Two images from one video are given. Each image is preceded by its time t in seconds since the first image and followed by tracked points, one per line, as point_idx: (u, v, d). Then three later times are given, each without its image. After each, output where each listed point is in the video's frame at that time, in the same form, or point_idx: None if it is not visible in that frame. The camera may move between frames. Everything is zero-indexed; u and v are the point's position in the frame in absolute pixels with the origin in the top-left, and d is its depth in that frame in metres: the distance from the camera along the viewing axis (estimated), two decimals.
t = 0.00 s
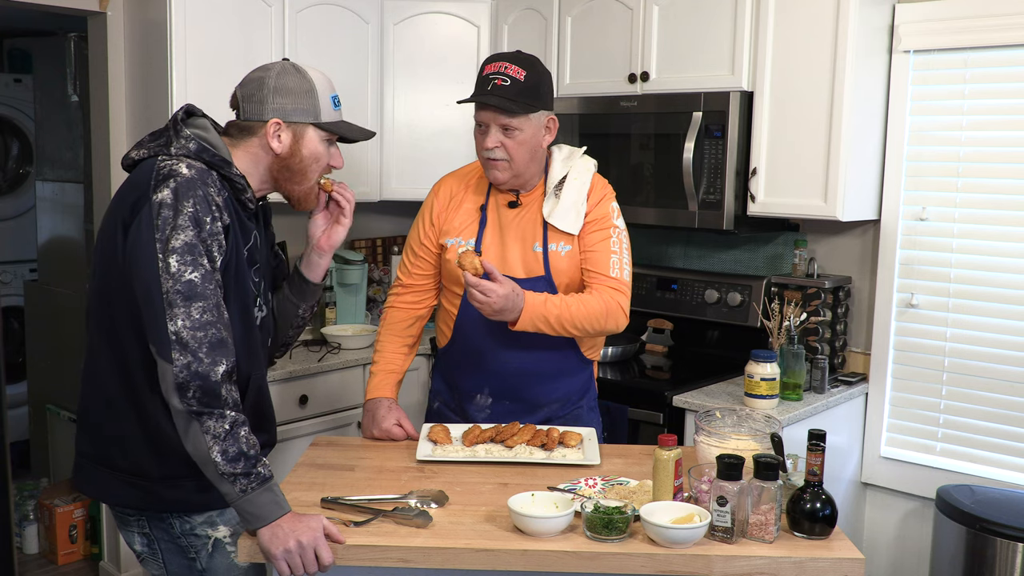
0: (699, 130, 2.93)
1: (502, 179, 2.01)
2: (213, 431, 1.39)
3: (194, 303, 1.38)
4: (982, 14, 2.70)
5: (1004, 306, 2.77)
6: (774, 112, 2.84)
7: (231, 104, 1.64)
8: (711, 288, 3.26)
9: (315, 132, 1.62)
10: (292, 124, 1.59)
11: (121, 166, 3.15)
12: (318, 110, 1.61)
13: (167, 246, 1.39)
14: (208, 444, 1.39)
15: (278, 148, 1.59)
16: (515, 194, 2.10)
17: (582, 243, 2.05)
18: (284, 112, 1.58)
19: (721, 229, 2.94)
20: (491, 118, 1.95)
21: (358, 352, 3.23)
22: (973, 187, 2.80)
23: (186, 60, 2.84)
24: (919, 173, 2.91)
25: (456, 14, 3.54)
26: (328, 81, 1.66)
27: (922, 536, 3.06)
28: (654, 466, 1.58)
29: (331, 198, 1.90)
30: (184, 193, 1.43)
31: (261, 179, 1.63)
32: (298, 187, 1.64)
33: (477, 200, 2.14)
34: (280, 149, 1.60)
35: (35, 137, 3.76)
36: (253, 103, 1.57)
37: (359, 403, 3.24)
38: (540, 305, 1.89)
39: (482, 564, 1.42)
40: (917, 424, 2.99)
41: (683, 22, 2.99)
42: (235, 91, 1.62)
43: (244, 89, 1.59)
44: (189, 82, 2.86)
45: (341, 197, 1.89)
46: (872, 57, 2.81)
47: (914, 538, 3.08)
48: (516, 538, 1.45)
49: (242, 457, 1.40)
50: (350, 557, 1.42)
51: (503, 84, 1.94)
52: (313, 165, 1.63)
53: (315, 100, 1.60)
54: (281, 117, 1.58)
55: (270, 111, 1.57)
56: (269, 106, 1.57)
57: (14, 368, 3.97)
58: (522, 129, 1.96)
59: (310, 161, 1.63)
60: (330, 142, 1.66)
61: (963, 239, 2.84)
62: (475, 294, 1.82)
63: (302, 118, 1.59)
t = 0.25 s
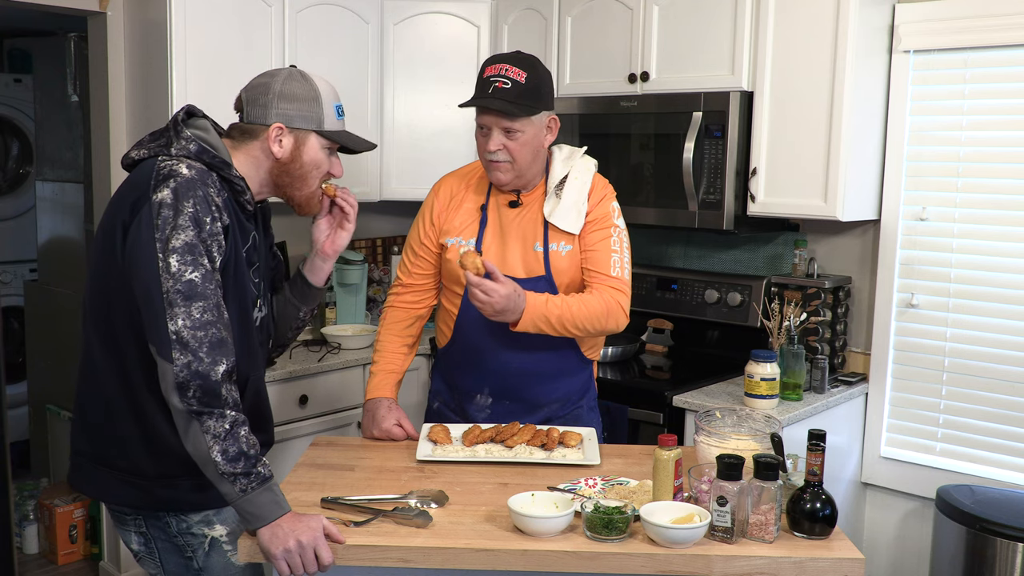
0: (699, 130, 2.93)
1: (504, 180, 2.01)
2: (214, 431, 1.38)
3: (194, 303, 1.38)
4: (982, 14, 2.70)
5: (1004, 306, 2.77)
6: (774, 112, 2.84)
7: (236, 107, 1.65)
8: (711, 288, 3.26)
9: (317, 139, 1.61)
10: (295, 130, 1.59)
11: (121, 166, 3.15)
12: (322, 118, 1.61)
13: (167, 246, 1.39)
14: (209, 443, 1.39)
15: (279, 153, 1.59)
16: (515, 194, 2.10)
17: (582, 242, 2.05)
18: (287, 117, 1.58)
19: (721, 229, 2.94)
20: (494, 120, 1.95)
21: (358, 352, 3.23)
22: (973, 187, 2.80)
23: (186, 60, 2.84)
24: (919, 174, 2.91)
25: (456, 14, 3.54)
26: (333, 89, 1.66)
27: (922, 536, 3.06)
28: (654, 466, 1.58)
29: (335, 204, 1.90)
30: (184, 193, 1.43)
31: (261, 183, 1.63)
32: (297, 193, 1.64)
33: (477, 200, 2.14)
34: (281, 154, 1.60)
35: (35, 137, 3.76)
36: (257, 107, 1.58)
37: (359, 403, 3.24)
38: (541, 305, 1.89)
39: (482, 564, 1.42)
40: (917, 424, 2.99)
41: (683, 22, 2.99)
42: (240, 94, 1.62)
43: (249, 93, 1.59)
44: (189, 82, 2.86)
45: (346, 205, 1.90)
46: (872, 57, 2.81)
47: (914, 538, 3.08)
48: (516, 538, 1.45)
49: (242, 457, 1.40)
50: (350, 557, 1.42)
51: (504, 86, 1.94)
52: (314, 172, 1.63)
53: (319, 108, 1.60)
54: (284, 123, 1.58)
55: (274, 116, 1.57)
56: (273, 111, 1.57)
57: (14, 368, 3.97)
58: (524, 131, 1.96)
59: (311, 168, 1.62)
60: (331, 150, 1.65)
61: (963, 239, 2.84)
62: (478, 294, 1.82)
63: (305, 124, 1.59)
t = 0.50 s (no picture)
0: (699, 130, 2.93)
1: (506, 180, 2.01)
2: (214, 430, 1.38)
3: (195, 302, 1.38)
4: (982, 14, 2.70)
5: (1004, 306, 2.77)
6: (774, 112, 2.84)
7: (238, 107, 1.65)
8: (711, 288, 3.26)
9: (319, 144, 1.62)
10: (298, 134, 1.59)
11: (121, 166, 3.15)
12: (325, 122, 1.62)
13: (168, 246, 1.39)
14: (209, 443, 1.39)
15: (281, 157, 1.60)
16: (516, 194, 2.10)
17: (583, 242, 2.05)
18: (291, 121, 1.58)
19: (721, 229, 2.94)
20: (495, 121, 1.95)
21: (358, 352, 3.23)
22: (973, 187, 2.80)
23: (186, 60, 2.84)
24: (919, 174, 2.91)
25: (456, 14, 3.54)
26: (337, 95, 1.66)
27: (922, 536, 3.06)
28: (654, 466, 1.58)
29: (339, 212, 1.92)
30: (186, 193, 1.43)
31: (262, 185, 1.63)
32: (297, 197, 1.64)
33: (478, 200, 2.14)
34: (283, 157, 1.60)
35: (36, 137, 3.76)
36: (261, 109, 1.57)
37: (359, 403, 3.24)
38: (545, 305, 1.89)
39: (482, 564, 1.42)
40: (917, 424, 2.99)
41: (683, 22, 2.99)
42: (244, 95, 1.62)
43: (254, 94, 1.59)
44: (189, 82, 2.86)
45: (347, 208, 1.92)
46: (872, 57, 2.81)
47: (914, 538, 3.08)
48: (516, 538, 1.45)
49: (242, 457, 1.40)
50: (350, 557, 1.42)
51: (505, 87, 1.94)
52: (314, 176, 1.63)
53: (323, 112, 1.61)
54: (288, 126, 1.58)
55: (278, 119, 1.57)
56: (277, 114, 1.57)
57: (14, 368, 3.97)
58: (525, 131, 1.96)
59: (313, 172, 1.63)
60: (332, 155, 1.66)
61: (963, 239, 2.84)
62: (480, 294, 1.82)
63: (309, 128, 1.60)
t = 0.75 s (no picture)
0: (699, 130, 2.93)
1: (509, 179, 2.01)
2: (214, 430, 1.38)
3: (195, 302, 1.38)
4: (982, 14, 2.70)
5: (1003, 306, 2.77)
6: (774, 112, 2.84)
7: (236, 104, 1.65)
8: (711, 288, 3.26)
9: (319, 140, 1.62)
10: (297, 130, 1.60)
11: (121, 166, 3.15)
12: (323, 118, 1.62)
13: (168, 245, 1.39)
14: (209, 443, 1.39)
15: (281, 154, 1.60)
16: (516, 194, 2.10)
17: (584, 242, 2.05)
18: (289, 117, 1.58)
19: (721, 229, 2.94)
20: (498, 119, 1.95)
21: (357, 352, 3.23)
22: (973, 187, 2.80)
23: (186, 60, 2.84)
24: (919, 173, 2.91)
25: (456, 14, 3.54)
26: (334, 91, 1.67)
27: (922, 536, 3.06)
28: (654, 466, 1.58)
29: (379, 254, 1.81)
30: (186, 194, 1.43)
31: (262, 182, 1.63)
32: (297, 193, 1.64)
33: (478, 200, 2.13)
34: (283, 154, 1.60)
35: (36, 137, 3.76)
36: (259, 105, 1.58)
37: (359, 403, 3.24)
38: (545, 304, 1.89)
39: (482, 564, 1.42)
40: (917, 423, 2.99)
41: (683, 22, 2.99)
42: (241, 91, 1.61)
43: (251, 92, 1.59)
44: (189, 82, 2.86)
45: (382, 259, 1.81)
46: (872, 58, 2.81)
47: (914, 538, 3.08)
48: (515, 538, 1.45)
49: (242, 457, 1.40)
50: (350, 557, 1.42)
51: (508, 85, 1.94)
52: (314, 172, 1.63)
53: (321, 108, 1.61)
54: (287, 122, 1.59)
55: (276, 116, 1.58)
56: (277, 110, 1.57)
57: (14, 368, 3.97)
58: (528, 130, 1.96)
59: (312, 168, 1.63)
60: (332, 151, 1.66)
61: (963, 239, 2.84)
62: (479, 292, 1.82)
63: (307, 124, 1.60)
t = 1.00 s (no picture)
0: (699, 130, 2.93)
1: (513, 180, 2.01)
2: (212, 431, 1.38)
3: (191, 303, 1.38)
4: (982, 14, 2.70)
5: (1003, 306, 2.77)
6: (774, 112, 2.84)
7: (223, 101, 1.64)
8: (711, 288, 3.26)
9: (309, 129, 1.61)
10: (287, 121, 1.59)
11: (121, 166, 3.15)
12: (311, 108, 1.61)
13: (163, 247, 1.38)
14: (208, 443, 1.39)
15: (272, 145, 1.59)
16: (517, 194, 2.10)
17: (584, 242, 2.05)
18: (275, 108, 1.57)
19: (721, 229, 2.94)
20: (501, 119, 1.95)
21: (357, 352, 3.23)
22: (973, 187, 2.80)
23: (186, 59, 2.84)
24: (919, 173, 2.91)
25: (456, 14, 3.54)
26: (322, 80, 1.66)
27: (922, 536, 3.06)
28: (654, 466, 1.58)
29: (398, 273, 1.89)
30: (180, 195, 1.42)
31: (255, 177, 1.62)
32: (291, 183, 1.63)
33: (478, 201, 2.13)
34: (274, 146, 1.59)
35: (36, 137, 3.76)
36: (247, 98, 1.57)
37: (359, 403, 3.25)
38: (546, 296, 1.90)
39: (482, 564, 1.42)
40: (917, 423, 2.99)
41: (683, 23, 2.99)
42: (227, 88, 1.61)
43: (237, 87, 1.58)
44: (189, 82, 2.86)
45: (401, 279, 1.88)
46: (872, 58, 2.81)
47: (914, 538, 3.08)
48: (516, 538, 1.45)
49: (241, 457, 1.40)
50: (350, 557, 1.42)
51: (511, 84, 1.93)
52: (307, 162, 1.62)
53: (308, 97, 1.60)
54: (276, 114, 1.58)
55: (263, 108, 1.57)
56: (265, 103, 1.57)
57: (14, 368, 3.96)
58: (531, 129, 1.97)
59: (303, 158, 1.62)
60: (324, 140, 1.65)
61: (963, 239, 2.84)
62: (483, 277, 1.82)
63: (295, 115, 1.59)
